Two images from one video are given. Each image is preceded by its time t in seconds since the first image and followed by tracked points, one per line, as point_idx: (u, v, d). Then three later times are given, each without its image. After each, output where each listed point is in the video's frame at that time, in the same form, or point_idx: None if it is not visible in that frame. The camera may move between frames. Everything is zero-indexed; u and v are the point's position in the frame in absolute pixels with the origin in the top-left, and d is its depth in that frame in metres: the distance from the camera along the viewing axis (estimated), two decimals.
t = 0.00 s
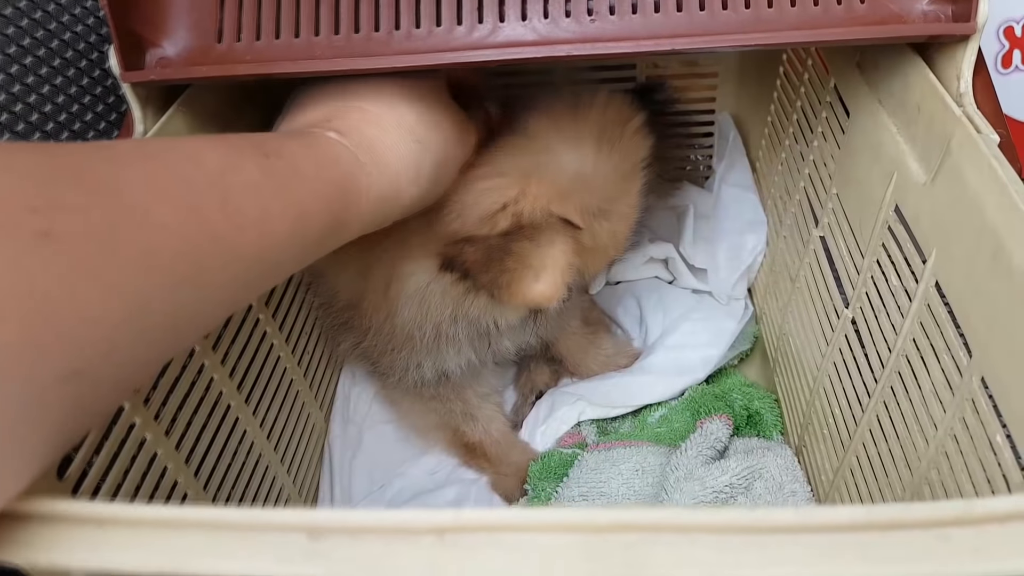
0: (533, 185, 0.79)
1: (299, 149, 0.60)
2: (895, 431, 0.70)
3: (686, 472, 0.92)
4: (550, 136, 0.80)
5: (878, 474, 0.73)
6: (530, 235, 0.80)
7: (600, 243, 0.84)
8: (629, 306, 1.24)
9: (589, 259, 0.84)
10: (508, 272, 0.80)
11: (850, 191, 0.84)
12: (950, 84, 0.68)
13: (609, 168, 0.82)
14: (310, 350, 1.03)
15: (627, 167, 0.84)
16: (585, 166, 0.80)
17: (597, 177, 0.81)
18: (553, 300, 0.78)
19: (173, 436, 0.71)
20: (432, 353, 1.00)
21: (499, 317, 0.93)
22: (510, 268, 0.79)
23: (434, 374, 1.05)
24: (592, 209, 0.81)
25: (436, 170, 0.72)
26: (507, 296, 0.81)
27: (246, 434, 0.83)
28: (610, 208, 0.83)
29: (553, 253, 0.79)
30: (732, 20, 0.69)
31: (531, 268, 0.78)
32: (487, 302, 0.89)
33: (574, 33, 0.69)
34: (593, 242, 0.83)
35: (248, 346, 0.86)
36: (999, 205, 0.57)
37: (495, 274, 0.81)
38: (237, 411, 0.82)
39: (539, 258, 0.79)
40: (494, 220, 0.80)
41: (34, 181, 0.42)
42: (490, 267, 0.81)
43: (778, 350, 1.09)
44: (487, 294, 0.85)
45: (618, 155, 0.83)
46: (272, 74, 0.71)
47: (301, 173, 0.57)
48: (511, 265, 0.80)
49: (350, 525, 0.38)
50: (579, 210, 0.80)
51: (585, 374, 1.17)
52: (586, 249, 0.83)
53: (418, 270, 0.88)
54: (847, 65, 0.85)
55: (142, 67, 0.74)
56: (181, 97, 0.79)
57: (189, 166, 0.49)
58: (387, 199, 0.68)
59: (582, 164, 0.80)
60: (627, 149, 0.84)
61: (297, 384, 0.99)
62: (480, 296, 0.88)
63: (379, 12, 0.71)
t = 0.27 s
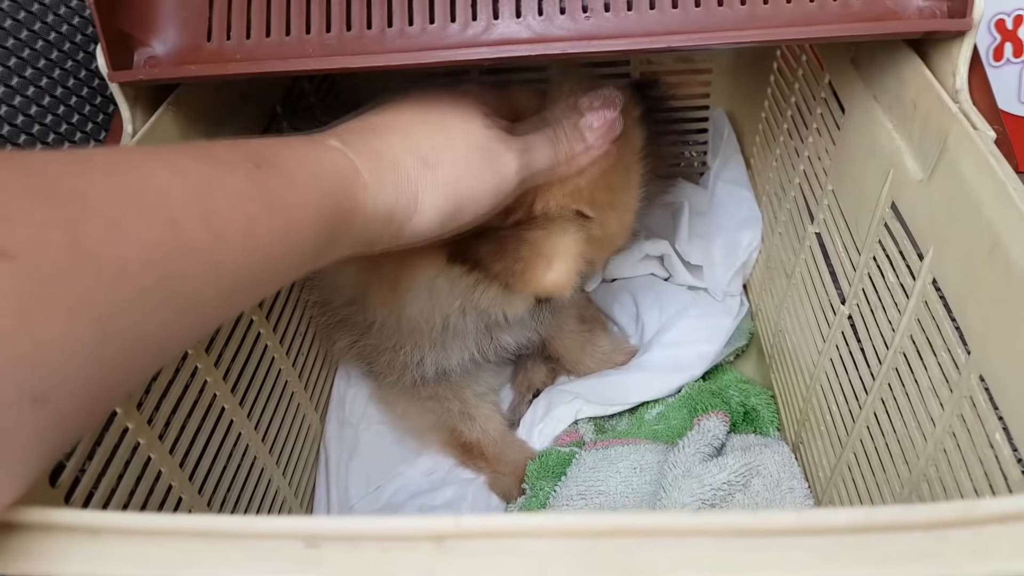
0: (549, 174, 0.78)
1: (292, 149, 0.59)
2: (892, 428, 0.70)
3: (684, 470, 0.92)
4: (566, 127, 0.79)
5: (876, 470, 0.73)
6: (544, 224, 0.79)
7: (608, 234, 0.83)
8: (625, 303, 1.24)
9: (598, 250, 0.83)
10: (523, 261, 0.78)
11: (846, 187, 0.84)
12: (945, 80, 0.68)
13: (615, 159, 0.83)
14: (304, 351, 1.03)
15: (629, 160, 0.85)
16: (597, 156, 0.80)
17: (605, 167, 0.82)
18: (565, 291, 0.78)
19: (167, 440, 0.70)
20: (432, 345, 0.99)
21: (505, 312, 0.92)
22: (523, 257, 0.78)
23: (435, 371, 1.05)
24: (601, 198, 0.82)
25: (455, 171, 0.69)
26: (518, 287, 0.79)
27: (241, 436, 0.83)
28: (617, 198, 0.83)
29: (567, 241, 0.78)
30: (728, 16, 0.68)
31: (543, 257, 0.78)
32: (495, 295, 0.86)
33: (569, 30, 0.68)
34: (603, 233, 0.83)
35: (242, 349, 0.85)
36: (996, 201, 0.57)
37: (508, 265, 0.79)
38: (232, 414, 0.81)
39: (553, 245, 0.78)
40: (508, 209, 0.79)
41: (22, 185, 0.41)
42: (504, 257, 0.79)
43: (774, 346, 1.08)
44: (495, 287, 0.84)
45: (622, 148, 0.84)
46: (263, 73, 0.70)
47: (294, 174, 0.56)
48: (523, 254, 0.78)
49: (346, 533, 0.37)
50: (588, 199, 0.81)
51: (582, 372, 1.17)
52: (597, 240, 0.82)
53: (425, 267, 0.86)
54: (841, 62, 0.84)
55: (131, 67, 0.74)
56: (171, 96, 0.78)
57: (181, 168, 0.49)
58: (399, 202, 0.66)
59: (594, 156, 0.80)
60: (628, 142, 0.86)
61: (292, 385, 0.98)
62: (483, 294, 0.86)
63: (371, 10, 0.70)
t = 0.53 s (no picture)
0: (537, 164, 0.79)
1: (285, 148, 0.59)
2: (887, 423, 0.70)
3: (680, 466, 0.92)
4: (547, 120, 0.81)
5: (871, 466, 0.73)
6: (544, 209, 0.77)
7: (608, 222, 0.81)
8: (621, 299, 1.23)
9: (601, 236, 0.80)
10: (525, 245, 0.75)
11: (841, 183, 0.84)
12: (939, 75, 0.68)
13: (607, 149, 0.82)
14: (300, 349, 1.03)
15: (623, 151, 0.85)
16: (585, 145, 0.80)
17: (597, 155, 0.81)
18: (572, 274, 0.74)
19: (163, 439, 0.70)
20: (429, 343, 0.98)
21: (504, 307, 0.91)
22: (526, 242, 0.75)
23: (430, 369, 1.04)
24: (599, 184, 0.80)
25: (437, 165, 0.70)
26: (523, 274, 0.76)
27: (237, 435, 0.83)
28: (615, 186, 0.82)
29: (569, 222, 0.75)
30: (721, 12, 0.68)
31: (547, 240, 0.74)
32: (500, 284, 0.86)
33: (562, 27, 0.68)
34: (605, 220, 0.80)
35: (238, 347, 0.85)
36: (989, 197, 0.57)
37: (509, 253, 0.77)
38: (227, 412, 0.81)
39: (556, 226, 0.75)
40: (502, 200, 0.78)
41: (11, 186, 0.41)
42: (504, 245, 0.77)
43: (770, 342, 1.08)
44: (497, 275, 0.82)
45: (615, 139, 0.84)
46: (257, 72, 0.70)
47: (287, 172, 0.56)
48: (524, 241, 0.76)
49: (339, 532, 0.37)
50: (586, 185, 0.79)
51: (578, 369, 1.17)
52: (600, 225, 0.79)
53: (425, 261, 0.85)
54: (836, 57, 0.84)
55: (125, 66, 0.73)
56: (166, 96, 0.78)
57: (172, 168, 0.49)
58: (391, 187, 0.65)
59: (583, 146, 0.80)
60: (622, 134, 0.85)
61: (288, 383, 0.98)
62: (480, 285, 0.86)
63: (364, 8, 0.70)
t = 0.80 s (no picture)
0: (506, 172, 0.78)
1: (281, 145, 0.59)
2: (885, 419, 0.70)
3: (678, 462, 0.92)
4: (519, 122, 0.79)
5: (868, 462, 0.73)
6: (514, 220, 0.76)
7: (584, 226, 0.80)
8: (619, 295, 1.23)
9: (576, 241, 0.80)
10: (494, 260, 0.75)
11: (839, 178, 0.83)
12: (937, 70, 0.68)
13: (586, 150, 0.79)
14: (298, 345, 1.03)
15: (607, 149, 0.81)
16: (558, 148, 0.78)
17: (574, 158, 0.78)
18: (541, 286, 0.74)
19: (161, 436, 0.71)
20: (423, 350, 0.97)
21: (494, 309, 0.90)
22: (494, 255, 0.75)
23: (421, 371, 1.02)
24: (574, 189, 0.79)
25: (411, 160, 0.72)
26: (494, 286, 0.76)
27: (235, 432, 0.83)
28: (594, 188, 0.80)
29: (538, 235, 0.75)
30: (718, 7, 0.68)
31: (518, 254, 0.74)
32: (476, 297, 0.85)
33: (558, 23, 0.68)
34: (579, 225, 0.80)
35: (236, 344, 0.85)
36: (986, 192, 0.57)
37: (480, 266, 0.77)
38: (225, 410, 0.81)
39: (524, 239, 0.74)
40: (474, 209, 0.78)
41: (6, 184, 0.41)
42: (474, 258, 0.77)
43: (769, 337, 1.08)
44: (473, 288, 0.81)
45: (597, 137, 0.80)
46: (253, 69, 0.70)
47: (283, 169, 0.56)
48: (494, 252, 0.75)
49: (334, 528, 0.38)
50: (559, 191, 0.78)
51: (577, 364, 1.17)
52: (572, 232, 0.79)
53: (401, 275, 0.85)
54: (832, 52, 0.85)
55: (121, 63, 0.73)
56: (162, 93, 0.78)
57: (167, 164, 0.49)
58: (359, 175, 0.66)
59: (563, 147, 0.78)
60: (605, 130, 0.82)
61: (287, 379, 0.98)
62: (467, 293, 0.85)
63: (361, 3, 0.70)
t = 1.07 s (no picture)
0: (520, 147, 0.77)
1: (277, 141, 0.59)
2: (882, 416, 0.70)
3: (676, 459, 0.92)
4: (535, 101, 0.78)
5: (866, 459, 0.73)
6: (524, 199, 0.75)
7: (588, 211, 0.81)
8: (619, 293, 1.23)
9: (579, 226, 0.81)
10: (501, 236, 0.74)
11: (837, 175, 0.83)
12: (934, 66, 0.68)
13: (595, 138, 0.79)
14: (297, 342, 1.03)
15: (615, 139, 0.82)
16: (571, 130, 0.78)
17: (585, 142, 0.79)
18: (547, 263, 0.72)
19: (158, 431, 0.71)
20: (423, 333, 0.99)
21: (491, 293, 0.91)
22: (501, 231, 0.74)
23: (425, 361, 1.04)
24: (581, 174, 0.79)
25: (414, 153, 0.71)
26: (497, 262, 0.75)
27: (233, 428, 0.83)
28: (599, 177, 0.80)
29: (546, 212, 0.74)
30: (716, 3, 0.68)
31: (524, 229, 0.73)
32: (479, 272, 0.85)
33: (556, 19, 0.68)
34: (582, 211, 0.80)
35: (234, 340, 0.85)
36: (981, 188, 0.57)
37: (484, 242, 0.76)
38: (223, 406, 0.81)
39: (532, 215, 0.74)
40: (483, 185, 0.77)
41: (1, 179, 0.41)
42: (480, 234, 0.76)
43: (768, 335, 1.08)
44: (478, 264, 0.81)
45: (605, 125, 0.81)
46: (251, 65, 0.70)
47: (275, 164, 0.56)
48: (500, 229, 0.75)
49: (326, 522, 0.38)
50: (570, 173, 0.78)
51: (576, 362, 1.17)
52: (576, 216, 0.80)
53: (404, 249, 0.85)
54: (830, 50, 0.85)
55: (120, 59, 0.73)
56: (161, 89, 0.78)
57: (163, 159, 0.49)
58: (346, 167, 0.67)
59: (574, 131, 0.78)
60: (615, 120, 0.83)
61: (285, 375, 0.98)
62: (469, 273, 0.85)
63: None
